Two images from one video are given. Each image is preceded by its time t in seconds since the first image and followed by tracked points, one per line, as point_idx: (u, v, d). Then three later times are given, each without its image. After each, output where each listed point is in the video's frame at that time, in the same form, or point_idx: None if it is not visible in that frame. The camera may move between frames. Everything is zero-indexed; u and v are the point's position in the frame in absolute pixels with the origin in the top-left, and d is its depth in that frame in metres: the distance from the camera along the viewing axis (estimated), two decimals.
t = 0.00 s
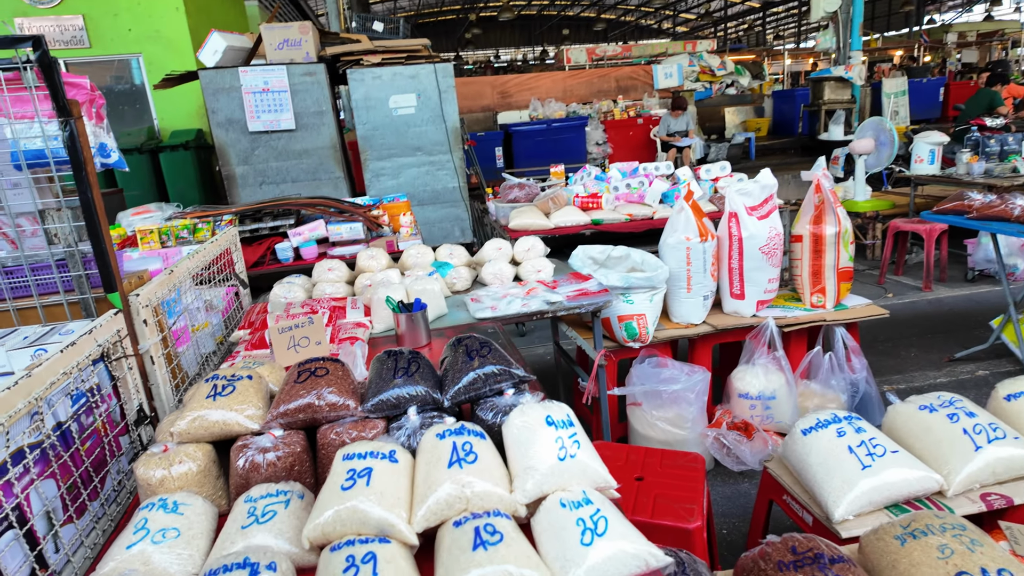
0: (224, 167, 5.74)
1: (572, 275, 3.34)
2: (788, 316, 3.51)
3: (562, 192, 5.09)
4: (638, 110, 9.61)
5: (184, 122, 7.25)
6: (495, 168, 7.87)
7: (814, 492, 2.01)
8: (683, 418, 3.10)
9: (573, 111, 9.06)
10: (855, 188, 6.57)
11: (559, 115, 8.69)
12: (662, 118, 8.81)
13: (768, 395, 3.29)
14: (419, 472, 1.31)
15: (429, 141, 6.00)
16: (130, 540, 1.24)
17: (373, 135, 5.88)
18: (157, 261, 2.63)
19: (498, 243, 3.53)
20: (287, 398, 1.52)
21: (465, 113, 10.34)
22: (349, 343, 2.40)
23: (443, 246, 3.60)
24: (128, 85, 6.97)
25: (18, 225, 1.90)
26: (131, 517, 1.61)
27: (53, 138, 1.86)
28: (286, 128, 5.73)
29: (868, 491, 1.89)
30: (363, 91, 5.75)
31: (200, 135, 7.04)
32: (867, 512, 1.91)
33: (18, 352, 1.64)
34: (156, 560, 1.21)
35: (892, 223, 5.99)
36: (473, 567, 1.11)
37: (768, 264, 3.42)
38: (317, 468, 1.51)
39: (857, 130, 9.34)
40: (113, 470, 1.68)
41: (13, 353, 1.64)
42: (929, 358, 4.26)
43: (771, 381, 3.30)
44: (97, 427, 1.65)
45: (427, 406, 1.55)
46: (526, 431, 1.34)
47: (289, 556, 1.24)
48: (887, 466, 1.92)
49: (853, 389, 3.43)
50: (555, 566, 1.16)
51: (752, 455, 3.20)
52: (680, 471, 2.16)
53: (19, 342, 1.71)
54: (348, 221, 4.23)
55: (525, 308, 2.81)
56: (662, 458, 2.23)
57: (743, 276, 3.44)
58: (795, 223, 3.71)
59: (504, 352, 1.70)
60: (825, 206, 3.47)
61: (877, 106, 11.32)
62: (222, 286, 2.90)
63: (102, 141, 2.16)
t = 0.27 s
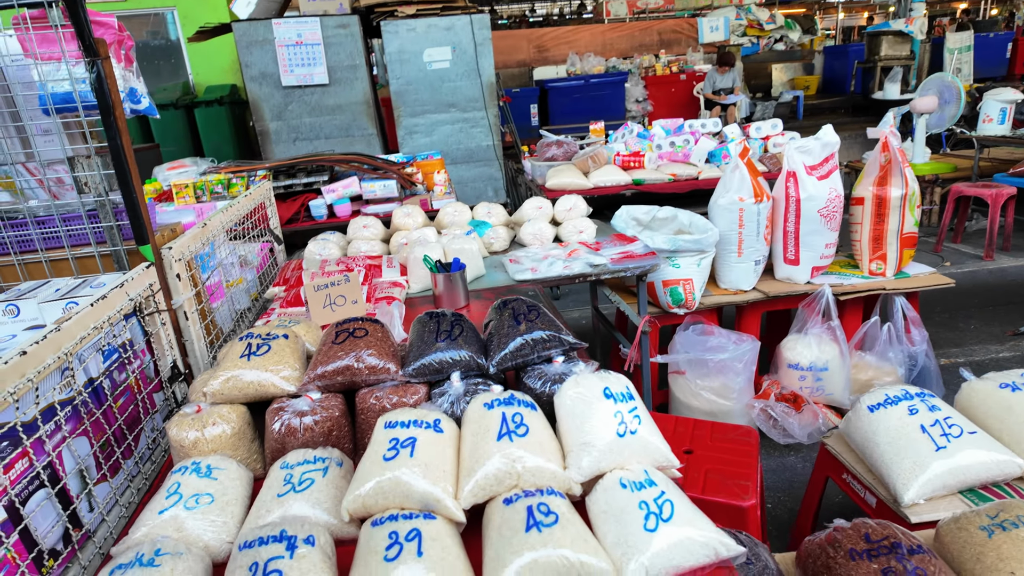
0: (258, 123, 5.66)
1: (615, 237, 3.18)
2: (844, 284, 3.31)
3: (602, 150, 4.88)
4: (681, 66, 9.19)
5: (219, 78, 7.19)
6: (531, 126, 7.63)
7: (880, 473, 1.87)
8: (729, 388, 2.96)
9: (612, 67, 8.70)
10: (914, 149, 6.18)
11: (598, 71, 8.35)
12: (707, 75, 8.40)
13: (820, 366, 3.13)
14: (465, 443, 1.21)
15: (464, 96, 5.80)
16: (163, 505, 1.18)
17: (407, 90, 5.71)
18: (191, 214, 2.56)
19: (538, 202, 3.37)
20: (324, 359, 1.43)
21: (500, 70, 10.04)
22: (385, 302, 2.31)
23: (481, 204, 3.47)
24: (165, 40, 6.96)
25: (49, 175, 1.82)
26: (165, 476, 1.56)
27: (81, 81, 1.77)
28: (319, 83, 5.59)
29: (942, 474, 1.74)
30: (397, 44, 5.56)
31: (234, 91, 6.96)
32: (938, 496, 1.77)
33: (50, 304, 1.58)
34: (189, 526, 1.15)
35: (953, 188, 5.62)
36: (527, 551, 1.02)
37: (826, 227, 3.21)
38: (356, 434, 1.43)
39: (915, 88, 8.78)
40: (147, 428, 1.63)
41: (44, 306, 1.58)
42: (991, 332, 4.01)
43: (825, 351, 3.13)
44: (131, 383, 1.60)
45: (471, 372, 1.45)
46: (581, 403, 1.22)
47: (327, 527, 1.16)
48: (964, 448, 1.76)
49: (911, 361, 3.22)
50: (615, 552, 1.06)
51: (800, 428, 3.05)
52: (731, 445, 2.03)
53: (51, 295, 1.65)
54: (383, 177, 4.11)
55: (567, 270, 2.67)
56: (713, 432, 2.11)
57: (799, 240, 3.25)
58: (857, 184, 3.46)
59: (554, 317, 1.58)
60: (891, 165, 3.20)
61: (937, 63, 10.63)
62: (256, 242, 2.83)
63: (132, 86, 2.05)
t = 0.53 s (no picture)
0: (270, 76, 5.46)
1: (645, 198, 3.01)
2: (886, 251, 3.12)
3: (628, 106, 4.64)
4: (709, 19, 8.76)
5: (230, 30, 6.96)
6: (551, 82, 7.34)
7: (932, 457, 1.74)
8: (761, 359, 2.83)
9: (636, 19, 8.30)
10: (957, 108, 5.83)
11: (622, 24, 7.98)
12: (736, 28, 7.99)
13: (856, 338, 2.97)
14: (494, 428, 1.10)
15: (483, 49, 5.54)
16: (165, 488, 1.09)
17: (423, 42, 5.46)
18: (198, 169, 2.43)
19: (562, 160, 3.19)
20: (338, 330, 1.31)
21: (519, 22, 9.65)
22: (402, 267, 2.19)
23: (502, 162, 3.30)
24: None
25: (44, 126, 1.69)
26: (172, 449, 1.47)
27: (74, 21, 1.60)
28: (333, 34, 5.36)
29: (1001, 461, 1.61)
30: None
31: (245, 43, 6.73)
32: (996, 483, 1.64)
33: (46, 266, 1.46)
34: (194, 512, 1.05)
35: (997, 150, 5.32)
36: (565, 553, 0.91)
37: (869, 190, 3.01)
38: (373, 410, 1.33)
39: (957, 44, 8.30)
40: (153, 398, 1.54)
41: (40, 268, 1.46)
42: None
43: (862, 322, 2.96)
44: (133, 350, 1.50)
45: (497, 346, 1.32)
46: (623, 386, 1.10)
47: (342, 516, 1.06)
48: None
49: (952, 334, 3.02)
50: (662, 554, 0.95)
51: (833, 401, 2.93)
52: (769, 423, 1.88)
53: (47, 255, 1.53)
54: (398, 134, 3.94)
55: (594, 234, 2.52)
56: (749, 408, 1.96)
57: (839, 204, 3.06)
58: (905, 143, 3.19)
59: (588, 288, 1.45)
60: (944, 123, 2.92)
61: (981, 17, 10.03)
62: (268, 200, 2.71)
63: (131, 29, 1.89)
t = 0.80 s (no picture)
0: (271, 44, 5.32)
1: (658, 170, 2.92)
2: (906, 227, 3.02)
3: (639, 76, 4.49)
4: None
5: None
6: (558, 51, 7.14)
7: (957, 442, 1.67)
8: (775, 338, 2.76)
9: None
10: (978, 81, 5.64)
11: None
12: None
13: (872, 317, 2.88)
14: (504, 414, 1.03)
15: (490, 16, 5.37)
16: (156, 475, 1.03)
17: (427, 8, 5.29)
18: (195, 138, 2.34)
19: (572, 131, 3.08)
20: (339, 308, 1.24)
21: None
22: (407, 241, 2.11)
23: (509, 133, 3.19)
24: None
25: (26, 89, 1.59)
26: (167, 429, 1.42)
27: None
28: None
29: None
30: None
31: (246, 11, 6.56)
32: None
33: (33, 239, 1.39)
34: (187, 500, 1.00)
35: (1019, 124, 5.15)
36: (581, 549, 0.85)
37: (891, 163, 2.90)
38: (375, 392, 1.26)
39: (978, 13, 8.02)
40: (149, 375, 1.48)
41: (25, 240, 1.38)
42: None
43: (880, 300, 2.87)
44: (126, 327, 1.43)
45: (507, 326, 1.25)
46: (643, 371, 1.03)
47: (342, 505, 1.00)
48: None
49: (972, 313, 2.92)
50: (683, 551, 0.89)
51: (848, 381, 2.86)
52: (786, 405, 1.79)
53: (34, 227, 1.45)
54: (403, 103, 3.83)
55: (605, 207, 2.43)
56: (765, 390, 1.87)
57: (859, 178, 2.95)
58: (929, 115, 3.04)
59: (603, 266, 1.37)
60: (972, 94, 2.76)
61: None
62: (268, 171, 2.62)
63: None
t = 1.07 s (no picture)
0: None
1: (669, 125, 2.81)
2: (925, 187, 2.90)
3: (652, 24, 4.30)
4: None
5: None
6: None
7: (966, 412, 1.63)
8: (784, 300, 2.70)
9: None
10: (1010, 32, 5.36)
11: None
12: None
13: (885, 280, 2.81)
14: (494, 384, 0.99)
15: None
16: (137, 441, 1.00)
17: None
18: (185, 88, 2.25)
19: (580, 82, 2.95)
20: (326, 271, 1.19)
21: None
22: (404, 199, 2.05)
23: (514, 85, 3.06)
24: None
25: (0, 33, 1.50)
26: (157, 390, 1.40)
27: None
28: None
29: None
30: None
31: None
32: None
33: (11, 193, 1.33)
34: (169, 468, 0.97)
35: None
36: (570, 526, 0.81)
37: (912, 120, 2.76)
38: (366, 356, 1.23)
39: None
40: (137, 336, 1.47)
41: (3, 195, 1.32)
42: None
43: (894, 263, 2.79)
44: (111, 287, 1.41)
45: (501, 291, 1.20)
46: (641, 341, 0.98)
47: (328, 474, 0.98)
48: None
49: (988, 277, 2.82)
50: (677, 528, 0.85)
51: (857, 345, 2.82)
52: (792, 371, 1.75)
53: (13, 182, 1.39)
54: (405, 53, 3.69)
55: (612, 164, 2.34)
56: (770, 354, 1.83)
57: (878, 135, 2.82)
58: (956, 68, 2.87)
59: (605, 229, 1.30)
60: (1005, 45, 2.60)
61: None
62: (262, 124, 2.54)
63: None
